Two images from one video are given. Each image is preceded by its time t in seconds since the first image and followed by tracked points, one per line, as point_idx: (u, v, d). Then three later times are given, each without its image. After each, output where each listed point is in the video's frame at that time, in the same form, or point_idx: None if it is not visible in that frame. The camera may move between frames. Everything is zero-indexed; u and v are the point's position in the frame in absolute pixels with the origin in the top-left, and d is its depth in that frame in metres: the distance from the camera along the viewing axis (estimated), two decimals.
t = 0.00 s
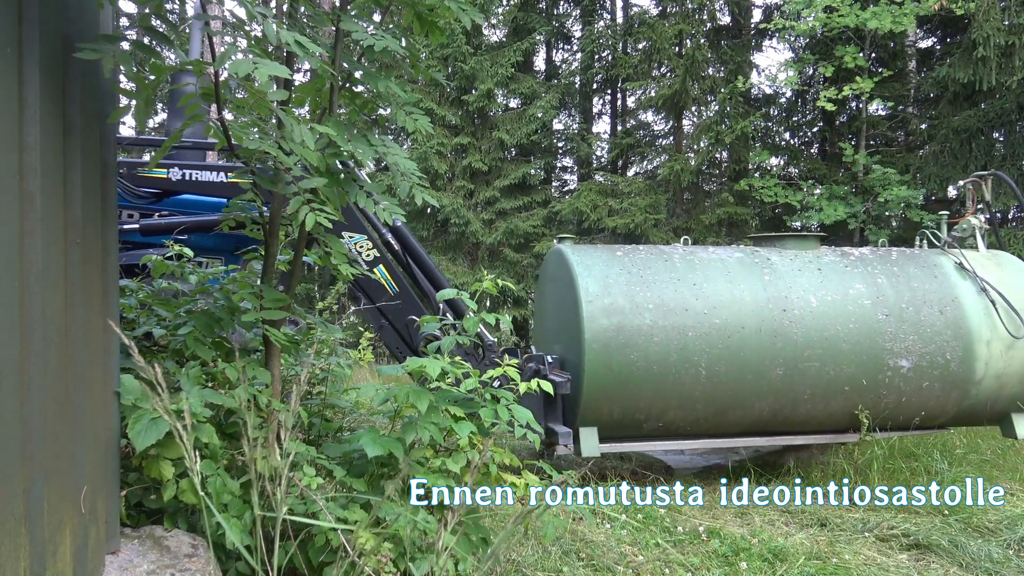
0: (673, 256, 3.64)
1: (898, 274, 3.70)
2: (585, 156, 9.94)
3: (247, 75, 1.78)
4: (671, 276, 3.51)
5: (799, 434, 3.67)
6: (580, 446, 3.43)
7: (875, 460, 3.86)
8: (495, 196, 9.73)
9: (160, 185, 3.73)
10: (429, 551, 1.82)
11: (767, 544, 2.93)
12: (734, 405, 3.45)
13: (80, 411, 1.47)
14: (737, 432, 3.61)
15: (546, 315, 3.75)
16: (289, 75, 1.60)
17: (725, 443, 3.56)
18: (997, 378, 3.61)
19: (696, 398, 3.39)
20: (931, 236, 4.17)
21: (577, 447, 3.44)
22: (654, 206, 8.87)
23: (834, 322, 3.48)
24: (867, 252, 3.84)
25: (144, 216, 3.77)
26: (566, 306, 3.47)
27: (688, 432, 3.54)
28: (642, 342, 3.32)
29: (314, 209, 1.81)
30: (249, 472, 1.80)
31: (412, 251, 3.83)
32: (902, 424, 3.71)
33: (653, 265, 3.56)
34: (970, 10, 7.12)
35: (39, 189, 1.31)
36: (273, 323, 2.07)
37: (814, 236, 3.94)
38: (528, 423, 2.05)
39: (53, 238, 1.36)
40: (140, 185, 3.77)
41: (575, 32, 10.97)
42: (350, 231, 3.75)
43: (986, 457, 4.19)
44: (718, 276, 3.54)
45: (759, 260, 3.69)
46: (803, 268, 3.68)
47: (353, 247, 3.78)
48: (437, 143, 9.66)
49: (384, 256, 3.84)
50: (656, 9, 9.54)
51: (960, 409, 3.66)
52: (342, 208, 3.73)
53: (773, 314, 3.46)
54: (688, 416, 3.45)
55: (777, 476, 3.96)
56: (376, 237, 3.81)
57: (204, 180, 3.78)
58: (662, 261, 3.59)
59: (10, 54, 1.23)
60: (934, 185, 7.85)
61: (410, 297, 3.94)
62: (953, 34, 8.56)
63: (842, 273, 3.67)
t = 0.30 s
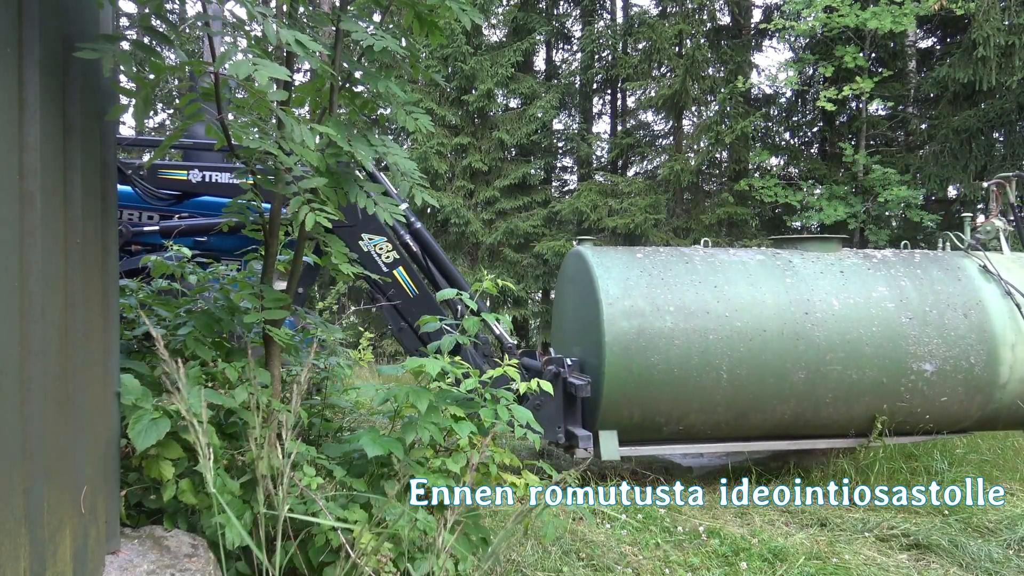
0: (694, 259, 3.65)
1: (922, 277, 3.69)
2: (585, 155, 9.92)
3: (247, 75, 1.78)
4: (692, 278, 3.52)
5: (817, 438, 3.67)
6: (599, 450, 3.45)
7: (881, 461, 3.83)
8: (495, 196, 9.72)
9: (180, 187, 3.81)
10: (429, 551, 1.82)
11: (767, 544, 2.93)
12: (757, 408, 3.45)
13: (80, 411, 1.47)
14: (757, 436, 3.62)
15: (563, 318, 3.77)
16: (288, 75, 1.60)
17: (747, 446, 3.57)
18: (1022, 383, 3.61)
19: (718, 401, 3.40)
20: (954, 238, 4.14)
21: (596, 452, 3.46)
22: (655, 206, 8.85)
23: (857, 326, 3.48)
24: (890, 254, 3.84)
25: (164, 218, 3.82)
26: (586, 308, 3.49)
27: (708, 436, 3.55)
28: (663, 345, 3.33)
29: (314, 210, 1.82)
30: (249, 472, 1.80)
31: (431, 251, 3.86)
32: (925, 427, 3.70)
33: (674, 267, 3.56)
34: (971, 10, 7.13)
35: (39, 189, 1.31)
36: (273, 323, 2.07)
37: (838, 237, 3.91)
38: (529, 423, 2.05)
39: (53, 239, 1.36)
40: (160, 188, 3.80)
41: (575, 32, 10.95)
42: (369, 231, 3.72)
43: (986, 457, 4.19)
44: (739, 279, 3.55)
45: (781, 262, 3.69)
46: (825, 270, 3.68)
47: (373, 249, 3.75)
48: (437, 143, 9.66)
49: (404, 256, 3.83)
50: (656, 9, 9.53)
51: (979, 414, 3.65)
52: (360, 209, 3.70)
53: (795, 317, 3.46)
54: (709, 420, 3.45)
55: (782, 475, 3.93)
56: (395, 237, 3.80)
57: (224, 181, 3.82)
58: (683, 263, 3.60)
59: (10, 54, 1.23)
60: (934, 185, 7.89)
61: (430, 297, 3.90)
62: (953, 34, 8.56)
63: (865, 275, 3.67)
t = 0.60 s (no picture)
0: (714, 262, 3.66)
1: (946, 281, 3.69)
2: (585, 155, 9.89)
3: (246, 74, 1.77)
4: (713, 281, 3.52)
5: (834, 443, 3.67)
6: (619, 454, 3.44)
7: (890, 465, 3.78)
8: (495, 196, 9.72)
9: (200, 189, 3.85)
10: (430, 550, 1.81)
11: (767, 544, 2.93)
12: (779, 413, 3.44)
13: (80, 411, 1.47)
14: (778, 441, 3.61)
15: (584, 321, 3.78)
16: (288, 75, 1.60)
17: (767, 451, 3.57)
18: None
19: (740, 406, 3.39)
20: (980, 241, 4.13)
21: (616, 456, 3.45)
22: (655, 206, 8.85)
23: (880, 330, 3.48)
24: (914, 258, 3.83)
25: (184, 220, 3.89)
26: (606, 311, 3.49)
27: (729, 440, 3.55)
28: (685, 349, 3.33)
29: (315, 211, 1.82)
30: (249, 472, 1.79)
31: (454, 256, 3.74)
32: (948, 433, 3.70)
33: (695, 270, 3.57)
34: (970, 10, 7.13)
35: (39, 189, 1.31)
36: (273, 323, 2.07)
37: (860, 241, 3.94)
38: (529, 423, 2.05)
39: (53, 240, 1.36)
40: (180, 190, 3.83)
41: (575, 32, 10.92)
42: (388, 233, 3.68)
43: (986, 457, 4.18)
44: (762, 282, 3.55)
45: (803, 266, 3.69)
46: (847, 274, 3.67)
47: (392, 252, 3.68)
48: (437, 143, 9.66)
49: (424, 259, 3.73)
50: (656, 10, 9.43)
51: (992, 420, 3.65)
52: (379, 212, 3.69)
53: (818, 321, 3.45)
54: (730, 424, 3.45)
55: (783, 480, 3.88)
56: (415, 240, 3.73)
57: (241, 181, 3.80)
58: (704, 266, 3.60)
59: (10, 54, 1.23)
60: (934, 185, 7.90)
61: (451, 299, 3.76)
62: (953, 34, 8.57)
63: (889, 279, 3.67)
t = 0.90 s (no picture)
0: (736, 264, 3.72)
1: (971, 283, 3.72)
2: (585, 155, 9.87)
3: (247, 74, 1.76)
4: (735, 284, 3.57)
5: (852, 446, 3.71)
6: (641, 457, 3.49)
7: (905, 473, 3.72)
8: (495, 196, 9.72)
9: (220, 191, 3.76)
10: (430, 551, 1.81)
11: (767, 544, 2.93)
12: (802, 415, 3.47)
13: (79, 410, 1.47)
14: (799, 446, 3.65)
15: (607, 324, 3.82)
16: (288, 75, 1.60)
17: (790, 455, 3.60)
18: None
19: (763, 409, 3.43)
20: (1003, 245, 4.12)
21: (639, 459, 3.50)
22: (655, 206, 8.85)
23: (903, 332, 3.51)
24: (937, 260, 3.87)
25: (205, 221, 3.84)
26: (628, 314, 3.55)
27: (751, 444, 3.58)
28: (706, 352, 3.38)
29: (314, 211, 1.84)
30: (249, 472, 1.79)
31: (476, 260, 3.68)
32: (969, 436, 3.72)
33: (717, 273, 3.62)
34: (970, 10, 7.14)
35: (40, 189, 1.31)
36: (273, 323, 2.07)
37: (883, 242, 3.96)
38: (529, 423, 2.05)
39: (54, 240, 1.36)
40: (203, 191, 3.77)
41: (576, 32, 10.79)
42: (408, 235, 3.58)
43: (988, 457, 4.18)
44: (783, 284, 3.60)
45: (826, 268, 3.74)
46: (870, 276, 3.72)
47: (413, 254, 3.57)
48: (437, 143, 9.67)
49: (444, 261, 3.59)
50: (656, 9, 9.52)
51: (1000, 424, 3.68)
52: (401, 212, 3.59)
53: (841, 323, 3.49)
54: (752, 427, 3.48)
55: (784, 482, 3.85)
56: (436, 242, 3.60)
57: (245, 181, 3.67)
58: (726, 269, 3.66)
59: (10, 55, 1.24)
60: (934, 185, 7.89)
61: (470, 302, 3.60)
62: (953, 34, 8.57)
63: (912, 281, 3.70)
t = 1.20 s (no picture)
0: (756, 264, 3.72)
1: (993, 283, 3.71)
2: (585, 155, 9.85)
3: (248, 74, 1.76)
4: (755, 285, 3.58)
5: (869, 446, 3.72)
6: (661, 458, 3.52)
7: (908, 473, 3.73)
8: (495, 196, 9.72)
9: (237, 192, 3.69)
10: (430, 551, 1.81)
11: (767, 544, 2.93)
12: (824, 417, 3.48)
13: (79, 411, 1.46)
14: (819, 446, 3.66)
15: (626, 325, 3.84)
16: (288, 75, 1.60)
17: (810, 456, 3.60)
18: None
19: (784, 411, 3.44)
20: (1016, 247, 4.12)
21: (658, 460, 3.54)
22: (655, 206, 8.86)
23: (927, 334, 3.50)
24: (959, 261, 3.87)
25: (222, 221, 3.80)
26: (647, 315, 3.56)
27: (770, 445, 3.60)
28: (727, 353, 3.39)
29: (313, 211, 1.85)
30: (249, 472, 1.79)
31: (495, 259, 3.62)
32: (988, 438, 3.74)
33: (737, 274, 3.63)
34: (970, 10, 7.14)
35: (40, 189, 1.31)
36: (273, 323, 2.07)
37: (904, 243, 3.96)
38: (529, 423, 2.06)
39: (54, 239, 1.36)
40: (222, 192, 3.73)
41: (575, 32, 10.77)
42: (428, 235, 3.54)
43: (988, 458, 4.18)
44: (804, 285, 3.60)
45: (847, 268, 3.74)
46: (892, 277, 3.71)
47: (431, 255, 3.53)
48: (437, 143, 9.67)
49: (463, 261, 3.54)
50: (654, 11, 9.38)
51: (1011, 427, 3.68)
52: (419, 212, 3.54)
53: (863, 324, 3.49)
54: (773, 429, 3.50)
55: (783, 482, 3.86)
56: (455, 242, 3.55)
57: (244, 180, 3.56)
58: (746, 269, 3.67)
59: (10, 55, 1.24)
60: (934, 185, 7.89)
61: (489, 303, 3.57)
62: (953, 34, 8.58)
63: (935, 282, 3.70)
